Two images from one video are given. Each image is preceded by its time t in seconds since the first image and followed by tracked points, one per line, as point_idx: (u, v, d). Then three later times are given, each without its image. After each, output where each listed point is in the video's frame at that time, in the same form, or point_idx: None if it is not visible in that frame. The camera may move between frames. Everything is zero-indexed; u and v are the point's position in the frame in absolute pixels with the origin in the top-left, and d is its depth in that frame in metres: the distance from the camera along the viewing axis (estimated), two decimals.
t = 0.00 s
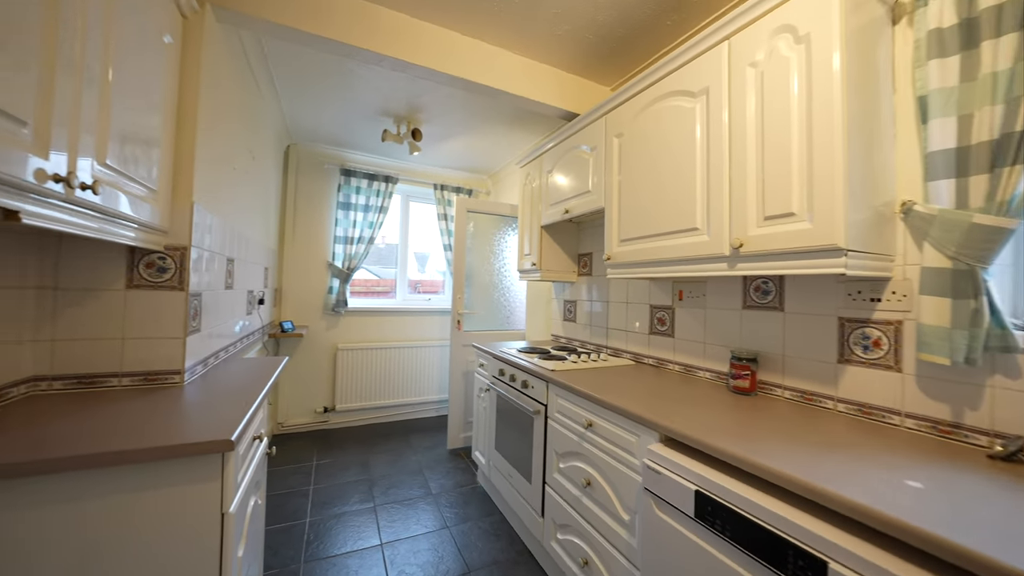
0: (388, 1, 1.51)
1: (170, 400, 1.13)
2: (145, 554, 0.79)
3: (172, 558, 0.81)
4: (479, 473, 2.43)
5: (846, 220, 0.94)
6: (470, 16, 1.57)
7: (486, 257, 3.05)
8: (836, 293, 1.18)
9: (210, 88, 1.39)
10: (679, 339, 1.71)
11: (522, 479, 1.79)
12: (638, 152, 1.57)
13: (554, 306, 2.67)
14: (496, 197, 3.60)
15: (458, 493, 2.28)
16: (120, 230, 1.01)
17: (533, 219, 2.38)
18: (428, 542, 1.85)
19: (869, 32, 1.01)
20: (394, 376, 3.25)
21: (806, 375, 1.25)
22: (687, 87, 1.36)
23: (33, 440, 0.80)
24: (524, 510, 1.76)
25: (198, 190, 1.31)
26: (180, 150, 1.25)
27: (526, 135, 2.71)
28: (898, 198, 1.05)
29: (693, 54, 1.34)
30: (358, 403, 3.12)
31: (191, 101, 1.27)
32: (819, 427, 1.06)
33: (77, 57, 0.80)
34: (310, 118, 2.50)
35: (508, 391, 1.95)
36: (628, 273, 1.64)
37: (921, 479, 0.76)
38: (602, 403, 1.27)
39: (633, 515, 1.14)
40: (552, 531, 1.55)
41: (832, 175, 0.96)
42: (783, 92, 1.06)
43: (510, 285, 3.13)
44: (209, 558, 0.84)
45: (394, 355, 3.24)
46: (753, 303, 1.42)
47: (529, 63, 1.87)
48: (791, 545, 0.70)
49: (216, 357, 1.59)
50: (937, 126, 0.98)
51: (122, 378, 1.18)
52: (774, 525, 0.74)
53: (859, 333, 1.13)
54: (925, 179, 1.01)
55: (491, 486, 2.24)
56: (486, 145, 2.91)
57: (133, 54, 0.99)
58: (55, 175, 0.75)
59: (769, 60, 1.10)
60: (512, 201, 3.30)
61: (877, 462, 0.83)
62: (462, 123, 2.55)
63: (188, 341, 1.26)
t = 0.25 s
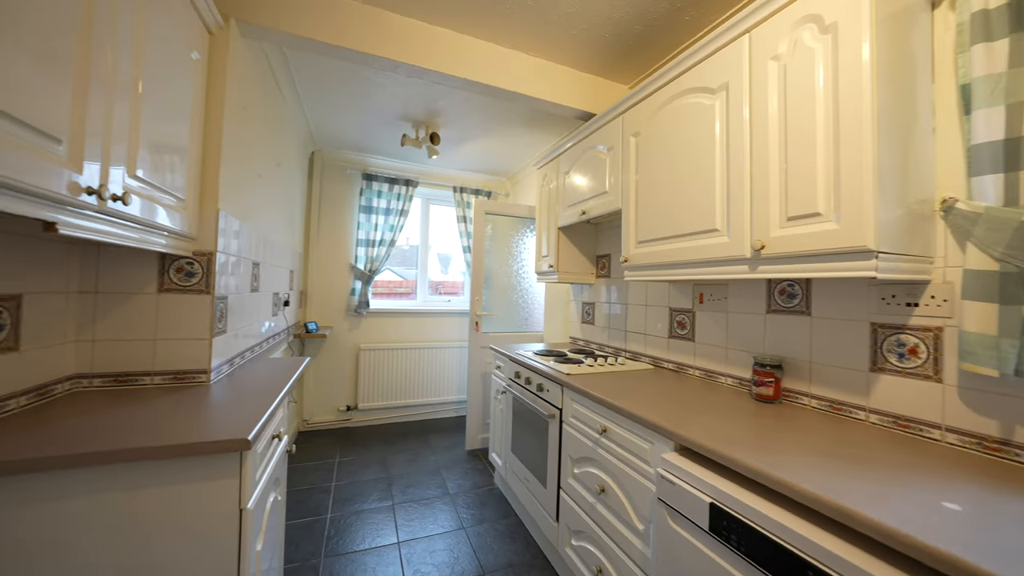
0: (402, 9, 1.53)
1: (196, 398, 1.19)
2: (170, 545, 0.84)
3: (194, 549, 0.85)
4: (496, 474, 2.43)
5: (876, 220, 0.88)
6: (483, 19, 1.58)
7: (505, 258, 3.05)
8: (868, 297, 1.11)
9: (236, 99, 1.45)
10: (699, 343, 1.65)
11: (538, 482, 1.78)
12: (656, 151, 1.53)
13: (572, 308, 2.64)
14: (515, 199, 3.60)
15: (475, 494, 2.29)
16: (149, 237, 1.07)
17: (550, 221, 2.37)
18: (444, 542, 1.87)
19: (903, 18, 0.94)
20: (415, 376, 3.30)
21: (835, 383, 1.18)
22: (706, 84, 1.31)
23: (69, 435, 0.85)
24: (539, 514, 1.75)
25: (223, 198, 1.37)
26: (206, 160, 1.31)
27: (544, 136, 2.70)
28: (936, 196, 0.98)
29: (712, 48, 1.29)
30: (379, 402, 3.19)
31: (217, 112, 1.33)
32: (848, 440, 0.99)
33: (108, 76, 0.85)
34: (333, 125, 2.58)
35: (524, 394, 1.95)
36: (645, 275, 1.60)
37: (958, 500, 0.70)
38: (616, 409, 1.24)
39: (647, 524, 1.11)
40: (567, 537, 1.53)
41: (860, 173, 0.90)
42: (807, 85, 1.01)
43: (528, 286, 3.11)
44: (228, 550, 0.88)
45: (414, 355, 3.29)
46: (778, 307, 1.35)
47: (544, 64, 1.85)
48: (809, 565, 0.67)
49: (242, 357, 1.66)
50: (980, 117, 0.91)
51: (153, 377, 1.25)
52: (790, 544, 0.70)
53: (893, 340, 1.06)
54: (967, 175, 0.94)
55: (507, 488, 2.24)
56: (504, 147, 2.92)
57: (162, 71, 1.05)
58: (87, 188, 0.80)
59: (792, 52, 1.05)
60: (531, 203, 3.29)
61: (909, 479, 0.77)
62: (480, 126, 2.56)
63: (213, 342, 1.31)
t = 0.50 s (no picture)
0: (417, 17, 1.57)
1: (222, 396, 1.25)
2: (195, 534, 0.89)
3: (217, 538, 0.91)
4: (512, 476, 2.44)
5: (902, 220, 0.83)
6: (496, 23, 1.59)
7: (522, 260, 3.06)
8: (897, 300, 1.05)
9: (260, 111, 1.52)
10: (718, 347, 1.60)
11: (552, 485, 1.77)
12: (671, 151, 1.50)
13: (589, 310, 2.61)
14: (533, 200, 3.60)
15: (491, 495, 2.30)
16: (180, 244, 1.14)
17: (566, 223, 2.35)
18: (460, 541, 1.89)
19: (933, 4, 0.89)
20: (434, 377, 3.35)
21: (862, 391, 1.12)
22: (723, 80, 1.27)
23: (107, 428, 0.92)
24: (554, 517, 1.74)
25: (248, 205, 1.44)
26: (233, 169, 1.38)
27: (561, 137, 2.69)
28: (971, 193, 0.91)
29: (728, 44, 1.25)
30: (399, 402, 3.26)
31: (242, 124, 1.39)
32: (873, 451, 0.94)
33: (141, 94, 0.91)
34: (354, 131, 2.65)
35: (539, 396, 1.94)
36: (661, 277, 1.57)
37: (990, 519, 0.65)
38: (628, 413, 1.23)
39: (659, 532, 1.09)
40: (580, 542, 1.52)
41: (883, 170, 0.86)
42: (827, 79, 0.96)
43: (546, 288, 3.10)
44: (248, 541, 0.93)
45: (433, 356, 3.34)
46: (800, 310, 1.30)
47: (558, 65, 1.85)
48: None
49: (267, 357, 1.74)
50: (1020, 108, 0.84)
51: (183, 376, 1.32)
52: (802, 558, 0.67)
53: (926, 346, 1.00)
54: (1006, 170, 0.87)
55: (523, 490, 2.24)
56: (522, 149, 2.92)
57: (190, 87, 1.11)
58: (122, 200, 0.86)
59: (812, 45, 1.00)
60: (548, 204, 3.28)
61: (936, 494, 0.73)
62: (496, 129, 2.58)
63: (239, 343, 1.38)
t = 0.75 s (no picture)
0: (430, 25, 1.61)
1: (247, 392, 1.32)
2: (219, 521, 0.95)
3: (239, 526, 0.96)
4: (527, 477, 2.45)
5: (923, 220, 0.80)
6: (507, 28, 1.61)
7: (538, 261, 3.06)
8: (923, 303, 1.00)
9: (283, 120, 1.59)
10: (734, 350, 1.57)
11: (565, 487, 1.77)
12: (685, 151, 1.48)
13: (605, 312, 2.59)
14: (550, 201, 3.60)
15: (506, 495, 2.32)
16: (209, 248, 1.21)
17: (581, 224, 2.34)
18: (473, 539, 1.91)
19: None
20: (451, 377, 3.40)
21: (885, 398, 1.08)
22: (737, 78, 1.25)
23: (141, 421, 0.99)
24: (566, 519, 1.74)
25: (271, 210, 1.51)
26: (257, 176, 1.45)
27: (576, 138, 2.68)
28: (1002, 191, 0.86)
29: (742, 40, 1.23)
30: (418, 401, 3.32)
31: (266, 134, 1.47)
32: (892, 460, 0.91)
33: (171, 109, 0.98)
34: (374, 137, 2.73)
35: (552, 397, 1.95)
36: (675, 279, 1.55)
37: (1012, 535, 0.62)
38: (638, 416, 1.22)
39: (668, 537, 1.08)
40: (592, 544, 1.51)
41: (902, 167, 0.82)
42: (843, 74, 0.93)
43: (562, 289, 3.10)
44: (267, 529, 0.99)
45: (451, 356, 3.39)
46: (820, 313, 1.25)
47: (570, 67, 1.85)
48: None
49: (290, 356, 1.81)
50: None
51: (212, 372, 1.40)
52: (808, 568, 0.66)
53: (954, 351, 0.95)
54: None
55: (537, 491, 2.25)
56: (538, 150, 2.93)
57: (217, 101, 1.18)
58: (155, 209, 0.92)
59: (828, 39, 0.97)
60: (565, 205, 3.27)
61: (955, 507, 0.70)
62: (511, 131, 2.60)
63: (262, 342, 1.45)
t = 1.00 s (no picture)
0: (443, 33, 1.64)
1: (269, 390, 1.38)
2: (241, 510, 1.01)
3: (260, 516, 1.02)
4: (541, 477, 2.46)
5: (941, 220, 0.77)
6: (518, 33, 1.63)
7: (553, 262, 3.07)
8: (947, 306, 0.96)
9: (303, 129, 1.66)
10: (750, 353, 1.53)
11: (576, 488, 1.77)
12: (697, 151, 1.46)
13: (620, 313, 2.57)
14: (565, 202, 3.60)
15: (519, 496, 2.33)
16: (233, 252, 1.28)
17: (595, 225, 2.34)
18: (486, 538, 1.93)
19: None
20: (467, 377, 3.44)
21: (906, 405, 1.04)
22: (749, 76, 1.23)
23: (171, 415, 1.06)
24: (578, 520, 1.74)
25: (292, 215, 1.57)
26: (279, 183, 1.52)
27: (590, 139, 2.67)
28: None
29: (754, 38, 1.21)
30: (435, 400, 3.38)
31: (287, 142, 1.53)
32: (910, 468, 0.87)
33: (198, 123, 1.04)
34: (391, 142, 2.80)
35: (565, 399, 1.95)
36: (688, 280, 1.53)
37: None
38: (647, 419, 1.21)
39: (676, 541, 1.07)
40: (603, 546, 1.51)
41: (918, 165, 0.79)
42: (858, 71, 0.91)
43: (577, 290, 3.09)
44: (285, 520, 1.04)
45: (467, 356, 3.44)
46: (838, 315, 1.22)
47: (582, 69, 1.85)
48: None
49: (311, 355, 1.89)
50: None
51: (237, 370, 1.48)
52: None
53: (981, 357, 0.90)
54: None
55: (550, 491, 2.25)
56: (552, 152, 2.94)
57: (241, 113, 1.24)
58: (184, 217, 0.98)
59: (841, 35, 0.95)
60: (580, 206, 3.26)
61: (972, 519, 0.67)
62: (525, 134, 2.62)
63: (283, 342, 1.52)
